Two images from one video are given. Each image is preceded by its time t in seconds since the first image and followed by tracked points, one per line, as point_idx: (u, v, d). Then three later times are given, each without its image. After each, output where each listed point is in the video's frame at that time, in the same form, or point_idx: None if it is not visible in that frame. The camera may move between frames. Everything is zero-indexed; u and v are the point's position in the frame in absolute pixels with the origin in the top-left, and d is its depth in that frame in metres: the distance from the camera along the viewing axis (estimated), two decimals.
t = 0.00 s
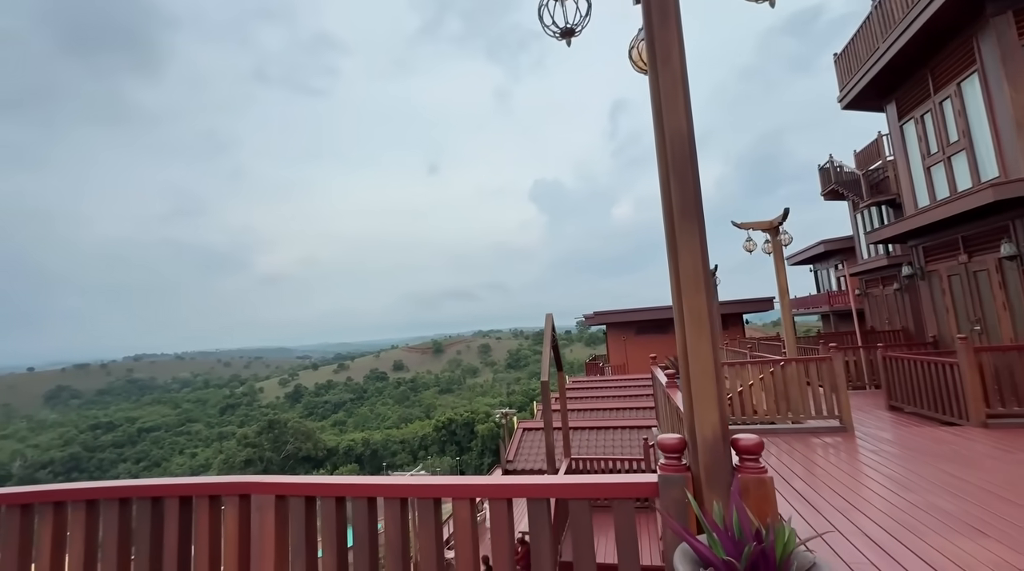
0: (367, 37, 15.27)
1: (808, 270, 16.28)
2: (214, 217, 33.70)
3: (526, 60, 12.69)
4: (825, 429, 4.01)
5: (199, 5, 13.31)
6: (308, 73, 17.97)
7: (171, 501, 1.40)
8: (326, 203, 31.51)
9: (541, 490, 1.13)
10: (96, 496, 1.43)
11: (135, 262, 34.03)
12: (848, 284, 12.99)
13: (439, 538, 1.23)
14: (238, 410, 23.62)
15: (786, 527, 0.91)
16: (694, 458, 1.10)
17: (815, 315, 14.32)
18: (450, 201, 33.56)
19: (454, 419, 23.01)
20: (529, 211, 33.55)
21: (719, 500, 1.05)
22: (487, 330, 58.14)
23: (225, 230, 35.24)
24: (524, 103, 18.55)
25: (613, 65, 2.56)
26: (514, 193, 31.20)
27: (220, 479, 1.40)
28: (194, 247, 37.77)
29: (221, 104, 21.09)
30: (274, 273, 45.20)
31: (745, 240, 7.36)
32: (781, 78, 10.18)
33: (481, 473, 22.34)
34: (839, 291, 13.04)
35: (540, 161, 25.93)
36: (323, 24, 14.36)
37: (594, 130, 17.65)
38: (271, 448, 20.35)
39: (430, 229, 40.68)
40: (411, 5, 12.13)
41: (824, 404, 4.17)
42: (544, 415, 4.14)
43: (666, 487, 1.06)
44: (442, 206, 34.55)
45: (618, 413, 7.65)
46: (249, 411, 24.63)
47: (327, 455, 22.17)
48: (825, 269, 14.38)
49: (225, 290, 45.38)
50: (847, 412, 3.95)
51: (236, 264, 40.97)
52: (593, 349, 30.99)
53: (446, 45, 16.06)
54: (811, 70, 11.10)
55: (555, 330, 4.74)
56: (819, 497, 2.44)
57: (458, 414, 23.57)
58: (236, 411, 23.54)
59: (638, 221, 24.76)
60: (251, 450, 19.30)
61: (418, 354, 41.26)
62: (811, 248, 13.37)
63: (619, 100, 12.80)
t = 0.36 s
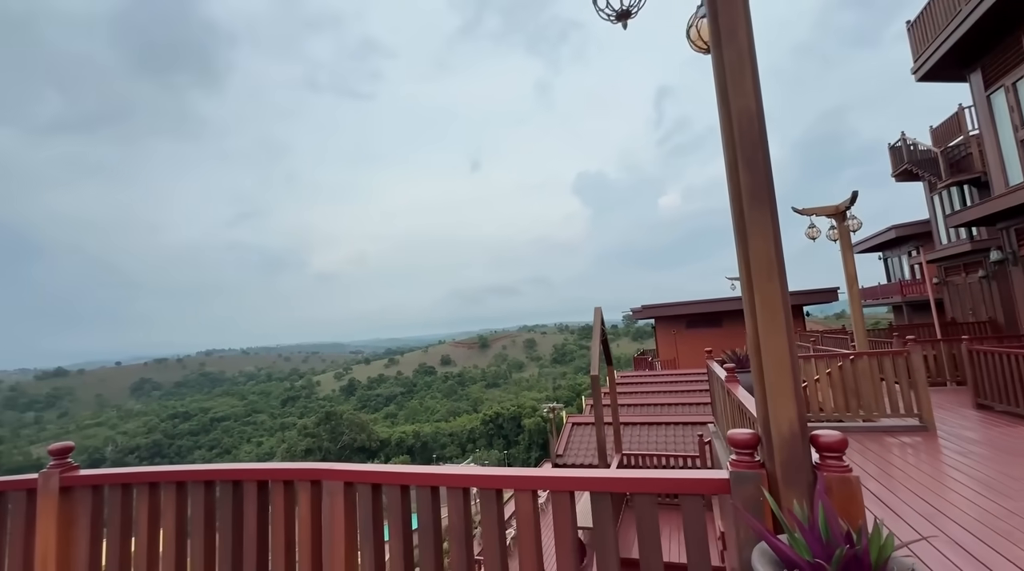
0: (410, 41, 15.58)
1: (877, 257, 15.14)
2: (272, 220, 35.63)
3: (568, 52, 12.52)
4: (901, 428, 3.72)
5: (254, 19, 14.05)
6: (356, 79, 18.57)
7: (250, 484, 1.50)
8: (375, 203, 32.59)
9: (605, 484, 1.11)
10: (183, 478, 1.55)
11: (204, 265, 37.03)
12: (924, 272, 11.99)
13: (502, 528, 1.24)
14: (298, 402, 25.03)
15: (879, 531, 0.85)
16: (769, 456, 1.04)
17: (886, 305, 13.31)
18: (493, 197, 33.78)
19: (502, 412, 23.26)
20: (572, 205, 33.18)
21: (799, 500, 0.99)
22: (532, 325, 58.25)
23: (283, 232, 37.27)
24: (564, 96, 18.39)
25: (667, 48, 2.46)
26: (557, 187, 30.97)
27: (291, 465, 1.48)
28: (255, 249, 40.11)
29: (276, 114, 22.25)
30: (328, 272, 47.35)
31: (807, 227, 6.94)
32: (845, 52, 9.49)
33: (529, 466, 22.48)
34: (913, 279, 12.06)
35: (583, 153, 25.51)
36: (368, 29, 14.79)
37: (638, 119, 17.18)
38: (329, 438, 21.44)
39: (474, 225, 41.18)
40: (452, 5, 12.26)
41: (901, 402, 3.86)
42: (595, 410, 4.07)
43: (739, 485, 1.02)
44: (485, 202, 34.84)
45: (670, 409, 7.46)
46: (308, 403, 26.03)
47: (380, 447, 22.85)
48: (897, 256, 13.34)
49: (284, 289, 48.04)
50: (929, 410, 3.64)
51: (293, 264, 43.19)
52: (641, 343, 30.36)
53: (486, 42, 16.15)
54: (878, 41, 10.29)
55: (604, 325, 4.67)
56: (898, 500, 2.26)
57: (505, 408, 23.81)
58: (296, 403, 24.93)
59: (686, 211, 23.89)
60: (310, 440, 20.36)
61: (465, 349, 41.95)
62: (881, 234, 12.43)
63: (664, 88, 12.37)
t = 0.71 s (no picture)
0: (449, 41, 15.74)
1: (953, 245, 13.91)
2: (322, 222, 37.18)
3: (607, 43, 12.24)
4: (987, 431, 3.39)
5: (301, 30, 14.61)
6: (397, 82, 19.00)
7: (314, 475, 1.57)
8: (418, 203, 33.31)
9: (670, 484, 1.08)
10: (253, 468, 1.64)
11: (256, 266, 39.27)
12: (1009, 260, 10.92)
13: (559, 525, 1.23)
14: (349, 396, 26.09)
15: (982, 542, 0.79)
16: (848, 460, 0.99)
17: (965, 297, 12.21)
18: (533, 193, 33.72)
19: (545, 409, 23.24)
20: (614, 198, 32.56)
21: (885, 506, 0.94)
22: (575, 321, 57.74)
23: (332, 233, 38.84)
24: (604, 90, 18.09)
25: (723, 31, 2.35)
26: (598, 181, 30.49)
27: (352, 458, 1.53)
28: (307, 250, 42.02)
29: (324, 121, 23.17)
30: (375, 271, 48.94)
31: (874, 214, 6.46)
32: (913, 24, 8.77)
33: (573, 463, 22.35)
34: (996, 268, 11.02)
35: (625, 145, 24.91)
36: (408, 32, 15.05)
37: (682, 108, 16.60)
38: (378, 432, 21.87)
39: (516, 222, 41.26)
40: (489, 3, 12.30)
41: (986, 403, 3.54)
42: (644, 406, 3.96)
43: (816, 490, 0.97)
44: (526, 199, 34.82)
45: (722, 407, 7.19)
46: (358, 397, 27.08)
47: (426, 441, 23.23)
48: (978, 243, 12.21)
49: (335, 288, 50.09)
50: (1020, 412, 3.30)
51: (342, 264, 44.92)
52: (688, 339, 29.44)
53: (523, 38, 16.10)
54: (952, 9, 9.43)
55: (652, 320, 4.57)
56: (985, 509, 2.07)
57: (548, 405, 23.79)
58: (347, 397, 25.99)
59: (735, 202, 22.91)
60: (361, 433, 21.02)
61: (508, 346, 42.20)
62: (958, 220, 11.42)
63: (709, 74, 11.85)
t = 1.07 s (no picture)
0: (489, 40, 15.75)
1: None
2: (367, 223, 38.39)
3: (648, 31, 11.89)
4: None
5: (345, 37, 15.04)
6: (436, 83, 19.26)
7: (370, 467, 1.61)
8: (459, 202, 33.65)
9: (736, 487, 1.03)
10: (313, 459, 1.71)
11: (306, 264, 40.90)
12: None
13: (614, 522, 1.21)
14: (395, 391, 26.84)
15: None
16: (939, 468, 0.93)
17: None
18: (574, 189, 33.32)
19: (588, 405, 23.05)
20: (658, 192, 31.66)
21: (981, 519, 0.88)
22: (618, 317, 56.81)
23: (377, 233, 39.98)
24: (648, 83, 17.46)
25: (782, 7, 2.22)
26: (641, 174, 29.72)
27: (406, 451, 1.56)
28: (354, 250, 43.54)
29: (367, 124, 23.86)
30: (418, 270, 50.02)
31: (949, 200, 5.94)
32: None
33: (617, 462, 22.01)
34: None
35: (667, 136, 24.16)
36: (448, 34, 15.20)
37: (728, 96, 15.91)
38: (423, 426, 21.98)
39: (556, 219, 40.94)
40: None
41: None
42: (693, 404, 3.81)
43: (900, 499, 0.91)
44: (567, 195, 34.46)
45: (777, 406, 6.87)
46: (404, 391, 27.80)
47: (469, 436, 23.21)
48: None
49: (380, 286, 51.56)
50: None
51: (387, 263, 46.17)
52: (737, 336, 28.30)
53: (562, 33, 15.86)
54: None
55: (701, 315, 4.40)
56: None
57: (591, 402, 23.56)
58: (393, 392, 26.75)
59: (787, 191, 21.78)
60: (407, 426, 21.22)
61: (549, 343, 42.10)
62: None
63: (758, 58, 11.29)
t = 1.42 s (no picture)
0: (526, 36, 15.64)
1: None
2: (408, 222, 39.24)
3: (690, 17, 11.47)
4: None
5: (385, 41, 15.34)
6: (474, 83, 19.36)
7: (416, 461, 1.64)
8: (497, 199, 33.74)
9: (791, 491, 0.98)
10: (361, 451, 1.76)
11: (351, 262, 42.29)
12: None
13: (664, 522, 1.17)
14: (436, 386, 27.38)
15: None
16: None
17: None
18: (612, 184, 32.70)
19: (629, 404, 22.69)
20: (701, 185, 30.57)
21: None
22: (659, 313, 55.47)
23: (418, 231, 40.77)
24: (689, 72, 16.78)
25: None
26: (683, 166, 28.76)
27: (451, 445, 1.59)
28: (396, 249, 44.63)
29: (407, 125, 24.31)
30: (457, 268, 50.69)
31: None
32: None
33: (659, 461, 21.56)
34: None
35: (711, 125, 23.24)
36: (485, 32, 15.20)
37: (776, 83, 15.18)
38: (464, 421, 22.40)
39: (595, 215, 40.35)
40: None
41: None
42: (742, 404, 3.68)
43: (986, 509, 0.84)
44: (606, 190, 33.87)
45: (832, 408, 6.52)
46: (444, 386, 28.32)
47: (509, 432, 23.49)
48: None
49: (421, 283, 52.62)
50: None
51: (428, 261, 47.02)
52: (787, 333, 26.99)
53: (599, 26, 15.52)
54: None
55: (749, 311, 4.23)
56: None
57: (632, 400, 23.18)
58: (434, 386, 27.30)
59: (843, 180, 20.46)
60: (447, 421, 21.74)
61: (588, 340, 41.71)
62: None
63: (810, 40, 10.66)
